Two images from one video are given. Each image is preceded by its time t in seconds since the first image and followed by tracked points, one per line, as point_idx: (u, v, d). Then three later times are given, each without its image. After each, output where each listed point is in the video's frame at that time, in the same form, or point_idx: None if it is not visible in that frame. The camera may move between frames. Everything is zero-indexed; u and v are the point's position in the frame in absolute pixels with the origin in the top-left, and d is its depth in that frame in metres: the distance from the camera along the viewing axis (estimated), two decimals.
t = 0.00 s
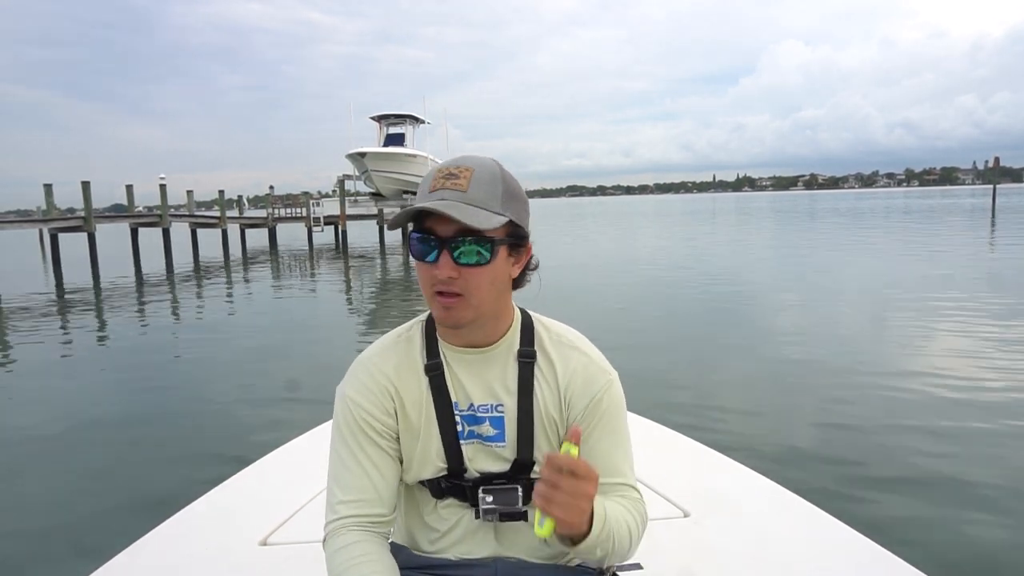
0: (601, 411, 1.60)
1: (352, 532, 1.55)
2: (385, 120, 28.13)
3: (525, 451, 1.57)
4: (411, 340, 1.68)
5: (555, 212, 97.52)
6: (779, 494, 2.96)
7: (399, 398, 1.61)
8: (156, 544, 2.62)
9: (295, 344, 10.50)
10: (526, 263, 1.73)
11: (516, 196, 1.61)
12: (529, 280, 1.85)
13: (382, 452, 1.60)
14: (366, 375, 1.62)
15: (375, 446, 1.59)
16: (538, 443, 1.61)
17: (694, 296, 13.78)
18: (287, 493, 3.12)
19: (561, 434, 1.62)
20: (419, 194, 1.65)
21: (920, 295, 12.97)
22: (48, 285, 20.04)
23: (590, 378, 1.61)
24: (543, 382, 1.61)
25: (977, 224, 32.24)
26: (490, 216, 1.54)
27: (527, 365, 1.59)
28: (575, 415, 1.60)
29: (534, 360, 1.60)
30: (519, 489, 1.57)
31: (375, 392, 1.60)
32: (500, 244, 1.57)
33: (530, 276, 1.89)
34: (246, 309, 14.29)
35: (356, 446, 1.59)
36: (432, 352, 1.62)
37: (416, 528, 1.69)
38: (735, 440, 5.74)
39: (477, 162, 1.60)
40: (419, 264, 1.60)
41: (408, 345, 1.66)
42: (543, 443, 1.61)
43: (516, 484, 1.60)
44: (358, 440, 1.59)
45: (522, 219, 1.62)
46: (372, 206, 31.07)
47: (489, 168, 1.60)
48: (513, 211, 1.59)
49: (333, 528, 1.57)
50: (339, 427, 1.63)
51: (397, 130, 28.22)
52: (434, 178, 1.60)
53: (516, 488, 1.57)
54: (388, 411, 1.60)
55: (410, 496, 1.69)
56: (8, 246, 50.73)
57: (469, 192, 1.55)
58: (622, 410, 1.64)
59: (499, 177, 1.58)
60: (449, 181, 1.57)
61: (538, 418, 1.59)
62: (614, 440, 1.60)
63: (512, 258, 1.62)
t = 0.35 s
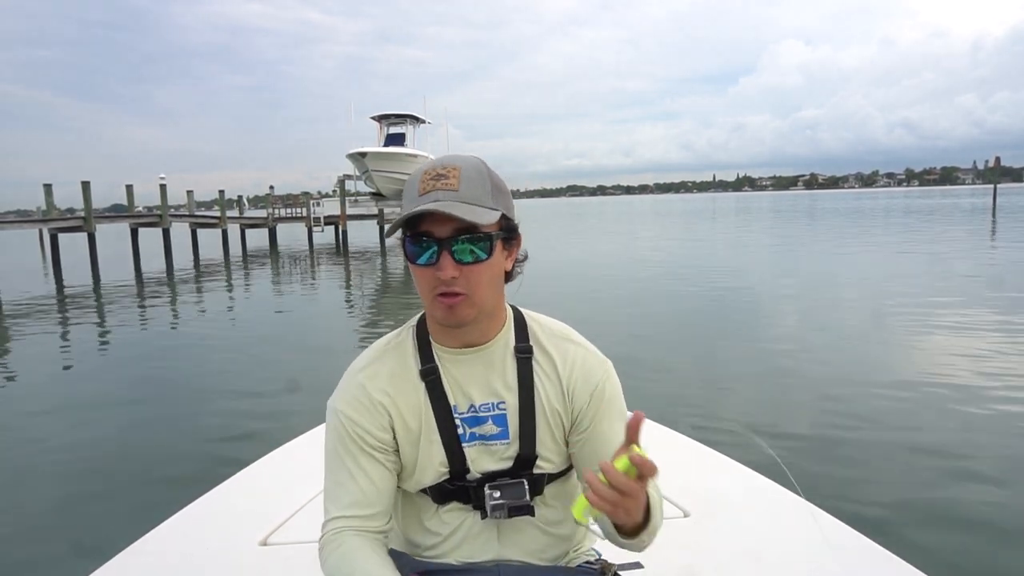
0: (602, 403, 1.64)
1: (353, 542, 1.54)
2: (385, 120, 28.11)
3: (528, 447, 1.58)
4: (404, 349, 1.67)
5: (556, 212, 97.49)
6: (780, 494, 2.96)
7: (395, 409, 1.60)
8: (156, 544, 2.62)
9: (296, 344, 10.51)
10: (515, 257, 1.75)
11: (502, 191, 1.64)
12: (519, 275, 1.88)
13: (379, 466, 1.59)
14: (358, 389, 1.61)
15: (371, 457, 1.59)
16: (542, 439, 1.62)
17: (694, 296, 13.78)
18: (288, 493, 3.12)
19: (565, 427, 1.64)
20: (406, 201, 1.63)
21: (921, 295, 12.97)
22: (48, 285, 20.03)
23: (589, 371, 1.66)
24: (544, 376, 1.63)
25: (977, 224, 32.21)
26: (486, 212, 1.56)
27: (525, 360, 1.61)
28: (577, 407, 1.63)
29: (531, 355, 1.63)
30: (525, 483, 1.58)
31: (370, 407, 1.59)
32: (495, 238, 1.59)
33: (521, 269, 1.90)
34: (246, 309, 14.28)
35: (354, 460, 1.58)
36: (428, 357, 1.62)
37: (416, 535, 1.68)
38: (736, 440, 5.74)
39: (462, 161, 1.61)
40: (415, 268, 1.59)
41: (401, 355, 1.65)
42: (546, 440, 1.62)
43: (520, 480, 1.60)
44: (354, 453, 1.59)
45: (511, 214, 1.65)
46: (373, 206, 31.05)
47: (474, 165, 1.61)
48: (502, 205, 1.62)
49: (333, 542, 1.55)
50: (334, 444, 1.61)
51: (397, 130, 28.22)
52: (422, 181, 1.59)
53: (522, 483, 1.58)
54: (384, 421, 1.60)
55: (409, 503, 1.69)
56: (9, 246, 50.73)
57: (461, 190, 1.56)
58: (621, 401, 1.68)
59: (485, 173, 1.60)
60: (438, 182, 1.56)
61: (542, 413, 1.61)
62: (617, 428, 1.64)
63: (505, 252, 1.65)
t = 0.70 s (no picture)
0: (602, 400, 1.66)
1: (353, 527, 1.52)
2: (386, 120, 28.13)
3: (527, 443, 1.59)
4: (406, 343, 1.68)
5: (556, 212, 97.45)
6: (780, 494, 2.96)
7: (395, 403, 1.60)
8: (155, 544, 2.62)
9: (296, 344, 10.53)
10: (518, 253, 1.77)
11: (509, 184, 1.65)
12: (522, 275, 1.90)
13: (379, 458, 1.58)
14: (359, 383, 1.62)
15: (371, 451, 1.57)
16: (541, 436, 1.63)
17: (695, 296, 13.80)
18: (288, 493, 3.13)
19: (566, 425, 1.64)
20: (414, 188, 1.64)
21: (921, 295, 13.00)
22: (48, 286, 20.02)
23: (589, 369, 1.67)
24: (543, 374, 1.65)
25: (976, 224, 32.30)
26: (493, 200, 1.57)
27: (525, 358, 1.62)
28: (579, 406, 1.64)
29: (532, 352, 1.64)
30: (522, 478, 1.58)
31: (370, 400, 1.59)
32: (500, 229, 1.61)
33: (523, 270, 1.92)
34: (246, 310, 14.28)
35: (350, 452, 1.56)
36: (428, 351, 1.63)
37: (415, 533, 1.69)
38: (735, 441, 5.74)
39: (471, 151, 1.63)
40: (420, 253, 1.60)
41: (403, 349, 1.67)
42: (545, 436, 1.63)
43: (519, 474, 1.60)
44: (352, 446, 1.57)
45: (517, 208, 1.66)
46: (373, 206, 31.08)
47: (483, 156, 1.63)
48: (508, 197, 1.64)
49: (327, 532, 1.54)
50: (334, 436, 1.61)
51: (397, 130, 28.24)
52: (432, 168, 1.61)
53: (520, 477, 1.58)
54: (383, 415, 1.59)
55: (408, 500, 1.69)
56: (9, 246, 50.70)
57: (470, 177, 1.57)
58: (620, 399, 1.70)
59: (493, 164, 1.62)
60: (447, 169, 1.58)
61: (540, 409, 1.62)
62: (619, 429, 1.66)
63: (508, 245, 1.66)
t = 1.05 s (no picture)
0: (603, 393, 1.68)
1: (354, 524, 1.52)
2: (387, 120, 28.14)
3: (528, 438, 1.60)
4: (412, 341, 1.68)
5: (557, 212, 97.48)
6: (781, 494, 2.97)
7: (398, 402, 1.60)
8: (156, 544, 2.64)
9: (297, 345, 10.53)
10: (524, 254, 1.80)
11: (523, 189, 1.67)
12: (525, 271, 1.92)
13: (381, 456, 1.59)
14: (366, 381, 1.63)
15: (376, 449, 1.59)
16: (542, 431, 1.64)
17: (695, 296, 13.81)
18: (288, 493, 3.13)
19: (567, 421, 1.67)
20: (431, 192, 1.61)
21: (921, 295, 13.02)
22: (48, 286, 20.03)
23: (591, 364, 1.69)
24: (546, 370, 1.66)
25: (976, 224, 32.34)
26: (512, 209, 1.59)
27: (527, 356, 1.63)
28: (579, 400, 1.66)
29: (534, 350, 1.65)
30: (522, 472, 1.58)
31: (375, 399, 1.60)
32: (516, 236, 1.63)
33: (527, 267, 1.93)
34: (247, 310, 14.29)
35: (354, 449, 1.59)
36: (433, 348, 1.64)
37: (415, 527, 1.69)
38: (735, 441, 5.75)
39: (488, 156, 1.62)
40: (435, 257, 1.60)
41: (409, 348, 1.67)
42: (546, 431, 1.64)
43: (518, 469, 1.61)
44: (358, 443, 1.59)
45: (530, 212, 1.68)
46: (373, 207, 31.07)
47: (499, 162, 1.63)
48: (523, 203, 1.66)
49: (331, 526, 1.56)
50: (340, 433, 1.63)
51: (398, 130, 28.25)
52: (450, 173, 1.58)
53: (520, 472, 1.59)
54: (387, 414, 1.60)
55: (411, 495, 1.70)
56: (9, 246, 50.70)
57: (490, 186, 1.57)
58: (621, 393, 1.72)
59: (510, 171, 1.62)
60: (468, 176, 1.57)
61: (541, 404, 1.64)
62: (617, 423, 1.68)
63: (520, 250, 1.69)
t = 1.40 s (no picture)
0: (601, 393, 1.68)
1: (355, 500, 1.46)
2: (388, 119, 28.11)
3: (529, 435, 1.60)
4: (416, 336, 1.67)
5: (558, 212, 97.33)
6: (780, 494, 2.96)
7: (402, 392, 1.60)
8: (155, 543, 2.63)
9: (297, 344, 10.52)
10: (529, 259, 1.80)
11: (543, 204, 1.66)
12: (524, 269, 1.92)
13: (380, 442, 1.58)
14: (370, 366, 1.62)
15: (376, 434, 1.58)
16: (542, 428, 1.65)
17: (696, 296, 13.78)
18: (289, 493, 3.13)
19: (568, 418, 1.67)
20: (456, 204, 1.56)
21: (923, 295, 12.98)
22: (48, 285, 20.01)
23: (590, 364, 1.69)
24: (546, 369, 1.66)
25: (977, 224, 32.25)
26: (539, 228, 1.58)
27: (529, 355, 1.64)
28: (578, 398, 1.66)
29: (535, 349, 1.66)
30: (523, 469, 1.59)
31: (380, 386, 1.59)
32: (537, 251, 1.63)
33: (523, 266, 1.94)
34: (247, 309, 14.28)
35: (354, 431, 1.56)
36: (437, 345, 1.63)
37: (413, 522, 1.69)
38: (736, 440, 5.74)
39: (514, 170, 1.58)
40: (457, 269, 1.56)
41: (414, 342, 1.65)
42: (547, 429, 1.65)
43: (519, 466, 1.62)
44: (359, 425, 1.56)
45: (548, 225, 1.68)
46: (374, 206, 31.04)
47: (524, 177, 1.60)
48: (544, 218, 1.65)
49: (323, 501, 1.49)
50: (339, 415, 1.60)
51: (399, 129, 28.21)
52: (477, 188, 1.54)
53: (521, 468, 1.60)
54: (391, 401, 1.59)
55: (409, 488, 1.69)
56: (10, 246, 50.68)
57: (520, 205, 1.55)
58: (620, 393, 1.72)
59: (534, 187, 1.60)
60: (498, 193, 1.53)
61: (542, 403, 1.64)
62: (614, 422, 1.68)
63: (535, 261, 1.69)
